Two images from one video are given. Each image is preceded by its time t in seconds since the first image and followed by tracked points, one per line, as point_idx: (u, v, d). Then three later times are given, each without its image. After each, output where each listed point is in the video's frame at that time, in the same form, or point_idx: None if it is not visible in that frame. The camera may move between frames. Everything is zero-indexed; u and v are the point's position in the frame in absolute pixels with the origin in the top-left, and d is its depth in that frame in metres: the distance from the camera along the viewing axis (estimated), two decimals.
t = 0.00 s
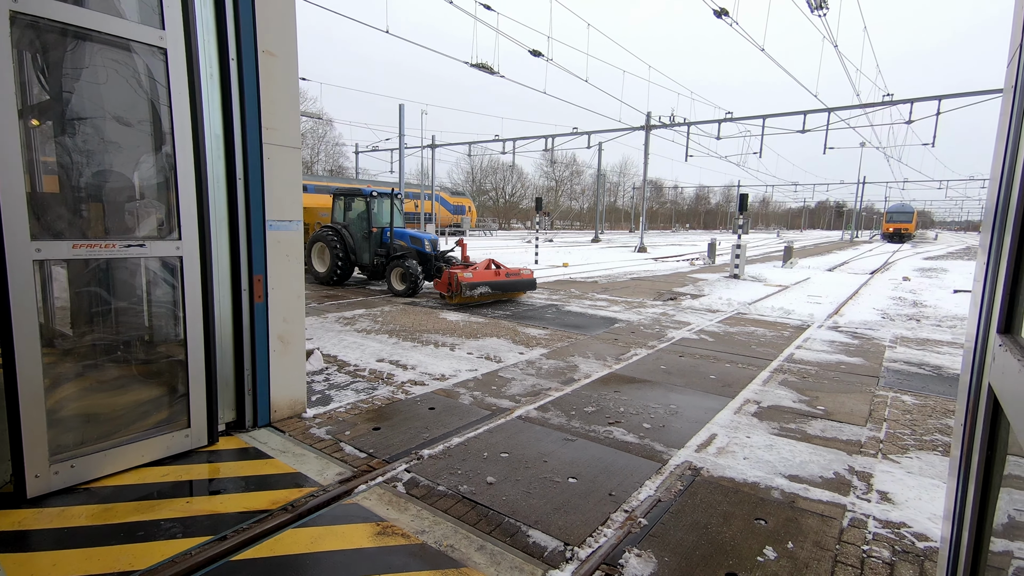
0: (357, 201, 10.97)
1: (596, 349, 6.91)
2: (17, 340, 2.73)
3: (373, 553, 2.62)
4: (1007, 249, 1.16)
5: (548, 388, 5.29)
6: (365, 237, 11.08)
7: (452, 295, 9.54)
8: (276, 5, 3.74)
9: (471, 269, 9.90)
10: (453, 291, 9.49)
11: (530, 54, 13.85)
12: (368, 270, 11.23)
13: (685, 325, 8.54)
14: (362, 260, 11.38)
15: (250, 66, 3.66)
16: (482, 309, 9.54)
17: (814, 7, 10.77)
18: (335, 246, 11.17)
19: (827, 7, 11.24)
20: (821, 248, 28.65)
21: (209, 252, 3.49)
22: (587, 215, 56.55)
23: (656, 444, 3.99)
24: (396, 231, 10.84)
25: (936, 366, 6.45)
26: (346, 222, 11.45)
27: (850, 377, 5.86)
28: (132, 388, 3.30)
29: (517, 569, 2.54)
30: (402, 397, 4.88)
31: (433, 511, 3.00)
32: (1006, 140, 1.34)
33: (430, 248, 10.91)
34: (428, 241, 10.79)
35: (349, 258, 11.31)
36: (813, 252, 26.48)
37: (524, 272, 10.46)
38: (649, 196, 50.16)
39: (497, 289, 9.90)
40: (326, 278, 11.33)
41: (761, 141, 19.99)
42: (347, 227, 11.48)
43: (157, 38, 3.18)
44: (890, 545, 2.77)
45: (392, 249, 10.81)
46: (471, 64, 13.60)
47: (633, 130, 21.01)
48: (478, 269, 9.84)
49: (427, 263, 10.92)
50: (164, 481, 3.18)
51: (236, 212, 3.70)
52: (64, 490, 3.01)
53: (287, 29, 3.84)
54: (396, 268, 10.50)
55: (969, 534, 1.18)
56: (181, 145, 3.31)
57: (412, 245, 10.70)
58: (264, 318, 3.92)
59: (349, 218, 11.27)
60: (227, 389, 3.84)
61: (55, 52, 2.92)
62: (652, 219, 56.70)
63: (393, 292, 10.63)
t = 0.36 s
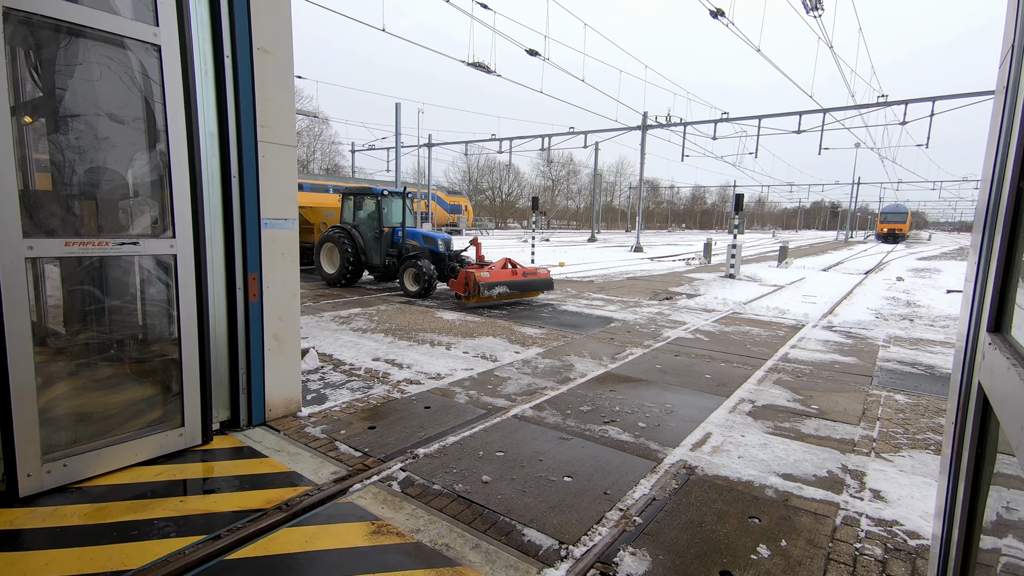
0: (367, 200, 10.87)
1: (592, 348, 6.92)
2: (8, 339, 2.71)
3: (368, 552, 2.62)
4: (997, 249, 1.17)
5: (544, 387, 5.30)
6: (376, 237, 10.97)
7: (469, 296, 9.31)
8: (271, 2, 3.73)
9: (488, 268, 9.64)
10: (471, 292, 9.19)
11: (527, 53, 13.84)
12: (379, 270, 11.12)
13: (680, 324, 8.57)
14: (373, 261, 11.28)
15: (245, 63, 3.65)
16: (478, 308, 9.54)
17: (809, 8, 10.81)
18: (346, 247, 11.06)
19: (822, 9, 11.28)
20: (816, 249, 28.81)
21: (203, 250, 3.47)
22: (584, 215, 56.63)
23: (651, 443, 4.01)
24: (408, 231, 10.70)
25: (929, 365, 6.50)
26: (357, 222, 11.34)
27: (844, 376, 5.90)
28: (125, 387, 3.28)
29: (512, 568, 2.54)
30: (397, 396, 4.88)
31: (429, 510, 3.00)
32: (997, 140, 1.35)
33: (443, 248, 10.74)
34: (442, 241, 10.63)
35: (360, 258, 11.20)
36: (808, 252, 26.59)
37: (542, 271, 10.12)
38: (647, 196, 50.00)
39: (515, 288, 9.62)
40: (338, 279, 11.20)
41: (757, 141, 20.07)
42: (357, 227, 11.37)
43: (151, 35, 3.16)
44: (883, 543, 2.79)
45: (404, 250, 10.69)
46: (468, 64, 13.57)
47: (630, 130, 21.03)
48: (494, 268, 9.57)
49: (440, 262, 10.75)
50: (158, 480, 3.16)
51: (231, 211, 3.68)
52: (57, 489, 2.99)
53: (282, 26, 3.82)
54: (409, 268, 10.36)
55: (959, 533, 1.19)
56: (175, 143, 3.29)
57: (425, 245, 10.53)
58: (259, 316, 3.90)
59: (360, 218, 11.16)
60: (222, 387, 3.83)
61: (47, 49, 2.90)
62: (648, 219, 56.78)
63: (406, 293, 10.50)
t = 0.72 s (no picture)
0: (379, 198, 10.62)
1: (589, 346, 6.93)
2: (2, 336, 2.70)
3: (366, 549, 2.62)
4: (993, 246, 1.17)
5: (541, 385, 5.30)
6: (388, 236, 10.71)
7: (488, 296, 9.12)
8: None
9: (506, 268, 9.46)
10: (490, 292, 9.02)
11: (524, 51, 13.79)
12: (391, 270, 10.85)
13: (677, 322, 8.58)
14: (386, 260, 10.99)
15: (241, 59, 3.62)
16: (476, 306, 9.53)
17: (807, 6, 10.81)
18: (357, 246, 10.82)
19: (819, 7, 11.27)
20: (813, 247, 28.88)
21: (199, 247, 3.45)
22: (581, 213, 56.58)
23: (648, 440, 4.02)
24: (422, 229, 10.41)
25: (924, 363, 6.54)
26: (369, 220, 11.04)
27: (840, 374, 5.92)
28: (121, 385, 3.26)
29: (509, 566, 2.54)
30: (394, 394, 4.87)
31: (426, 508, 3.00)
32: (994, 138, 1.35)
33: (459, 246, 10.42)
34: (457, 240, 10.32)
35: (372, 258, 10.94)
36: (806, 250, 26.64)
37: (560, 271, 9.92)
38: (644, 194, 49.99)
39: (534, 288, 9.42)
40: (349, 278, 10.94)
41: (755, 140, 20.08)
42: (369, 226, 11.07)
43: (146, 30, 3.13)
44: (878, 540, 2.81)
45: (418, 249, 10.42)
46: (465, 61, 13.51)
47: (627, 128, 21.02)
48: (513, 268, 9.40)
49: (456, 262, 10.43)
50: (155, 478, 3.15)
51: (227, 207, 3.66)
52: (53, 487, 2.98)
53: (278, 23, 3.80)
54: (423, 268, 10.11)
55: (955, 530, 1.20)
56: (170, 140, 3.27)
57: (440, 243, 10.21)
58: (255, 314, 3.89)
59: (371, 216, 10.91)
60: (218, 385, 3.81)
61: (41, 44, 2.88)
62: (646, 217, 56.79)
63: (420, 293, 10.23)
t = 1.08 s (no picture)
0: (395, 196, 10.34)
1: (588, 344, 6.92)
2: None
3: (365, 548, 2.62)
4: (993, 243, 1.17)
5: (539, 383, 5.30)
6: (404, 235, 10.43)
7: (512, 296, 8.58)
8: None
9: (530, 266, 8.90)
10: (515, 292, 8.50)
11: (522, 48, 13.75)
12: (407, 270, 10.59)
13: (675, 320, 8.59)
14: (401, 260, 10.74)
15: (238, 56, 3.60)
16: (474, 304, 9.53)
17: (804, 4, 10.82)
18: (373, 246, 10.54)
19: (816, 4, 11.27)
20: (810, 245, 28.91)
21: (196, 245, 3.44)
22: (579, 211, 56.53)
23: (647, 438, 4.02)
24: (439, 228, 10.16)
25: (921, 360, 6.56)
26: (383, 219, 10.79)
27: (838, 371, 5.94)
28: (117, 384, 3.25)
29: (509, 563, 2.54)
30: (393, 392, 4.87)
31: (425, 506, 3.00)
32: (994, 135, 1.35)
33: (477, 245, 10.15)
34: (475, 238, 10.05)
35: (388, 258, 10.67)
36: (803, 248, 26.67)
37: (585, 269, 9.35)
38: (640, 192, 49.92)
39: (560, 288, 8.87)
40: (365, 280, 10.67)
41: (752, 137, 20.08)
42: (383, 225, 10.81)
43: (141, 27, 3.11)
44: (876, 536, 2.82)
45: (435, 248, 10.18)
46: (462, 58, 13.44)
47: (625, 126, 20.99)
48: (537, 267, 8.84)
49: (475, 261, 10.18)
50: (152, 478, 3.14)
51: (224, 205, 3.64)
52: (49, 487, 2.96)
53: (275, 20, 3.78)
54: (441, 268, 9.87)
55: (956, 524, 1.20)
56: (167, 137, 3.25)
57: (458, 243, 9.97)
58: (253, 312, 3.87)
59: (386, 215, 10.62)
60: (216, 384, 3.79)
61: (36, 42, 2.86)
62: (644, 215, 56.75)
63: (439, 293, 10.00)
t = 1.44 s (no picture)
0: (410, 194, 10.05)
1: (585, 342, 6.93)
2: None
3: (362, 547, 2.61)
4: (989, 239, 1.18)
5: (536, 381, 5.30)
6: (419, 235, 10.14)
7: (537, 296, 8.23)
8: None
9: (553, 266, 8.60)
10: (541, 292, 8.14)
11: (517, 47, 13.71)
12: (423, 271, 10.30)
13: (672, 317, 8.61)
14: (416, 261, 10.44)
15: (231, 53, 3.57)
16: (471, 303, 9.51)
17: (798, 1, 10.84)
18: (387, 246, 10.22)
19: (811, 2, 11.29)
20: (805, 241, 28.99)
21: (190, 245, 3.41)
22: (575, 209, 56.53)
23: (644, 435, 4.03)
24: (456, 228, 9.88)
25: (915, 355, 6.60)
26: (397, 219, 10.48)
27: (833, 367, 5.97)
28: (112, 385, 3.22)
29: (507, 562, 2.54)
30: (390, 391, 4.86)
31: (422, 505, 3.00)
32: (989, 131, 1.36)
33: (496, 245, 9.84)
34: (494, 237, 9.74)
35: (403, 258, 10.36)
36: (799, 245, 26.75)
37: (608, 269, 9.03)
38: (636, 190, 49.91)
39: (584, 288, 8.53)
40: (379, 281, 10.34)
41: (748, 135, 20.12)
42: (398, 224, 10.50)
43: (133, 24, 3.08)
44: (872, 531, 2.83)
45: (452, 248, 9.90)
46: (457, 56, 13.36)
47: (620, 124, 20.98)
48: (561, 266, 8.53)
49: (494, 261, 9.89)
50: (147, 479, 3.12)
51: (218, 204, 3.62)
52: (43, 489, 2.94)
53: (268, 17, 3.75)
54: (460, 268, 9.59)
55: (954, 517, 1.20)
56: (160, 136, 3.22)
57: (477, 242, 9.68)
58: (248, 311, 3.85)
59: (400, 214, 10.33)
60: (211, 384, 3.77)
61: (27, 40, 2.84)
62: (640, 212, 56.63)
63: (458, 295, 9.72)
